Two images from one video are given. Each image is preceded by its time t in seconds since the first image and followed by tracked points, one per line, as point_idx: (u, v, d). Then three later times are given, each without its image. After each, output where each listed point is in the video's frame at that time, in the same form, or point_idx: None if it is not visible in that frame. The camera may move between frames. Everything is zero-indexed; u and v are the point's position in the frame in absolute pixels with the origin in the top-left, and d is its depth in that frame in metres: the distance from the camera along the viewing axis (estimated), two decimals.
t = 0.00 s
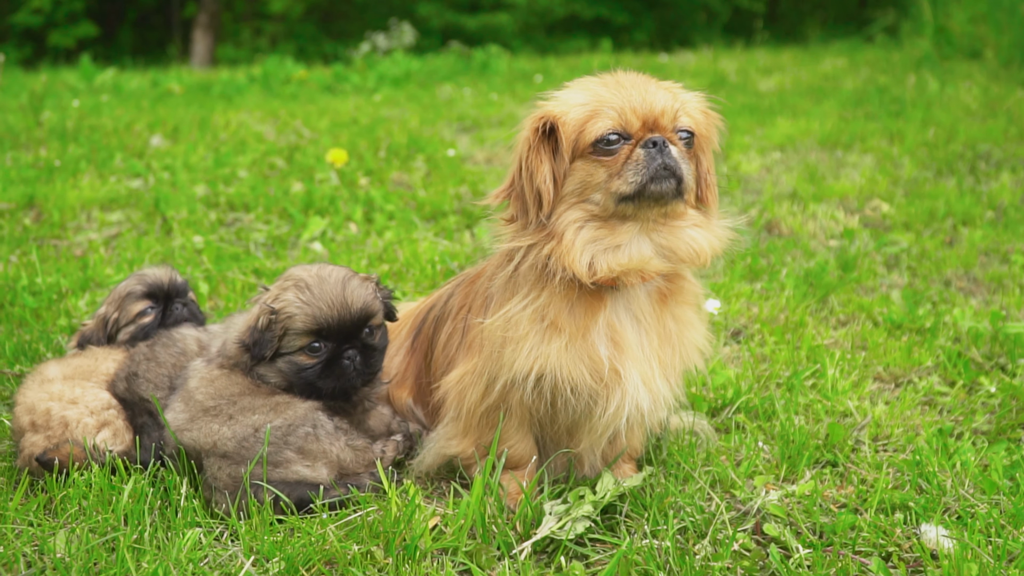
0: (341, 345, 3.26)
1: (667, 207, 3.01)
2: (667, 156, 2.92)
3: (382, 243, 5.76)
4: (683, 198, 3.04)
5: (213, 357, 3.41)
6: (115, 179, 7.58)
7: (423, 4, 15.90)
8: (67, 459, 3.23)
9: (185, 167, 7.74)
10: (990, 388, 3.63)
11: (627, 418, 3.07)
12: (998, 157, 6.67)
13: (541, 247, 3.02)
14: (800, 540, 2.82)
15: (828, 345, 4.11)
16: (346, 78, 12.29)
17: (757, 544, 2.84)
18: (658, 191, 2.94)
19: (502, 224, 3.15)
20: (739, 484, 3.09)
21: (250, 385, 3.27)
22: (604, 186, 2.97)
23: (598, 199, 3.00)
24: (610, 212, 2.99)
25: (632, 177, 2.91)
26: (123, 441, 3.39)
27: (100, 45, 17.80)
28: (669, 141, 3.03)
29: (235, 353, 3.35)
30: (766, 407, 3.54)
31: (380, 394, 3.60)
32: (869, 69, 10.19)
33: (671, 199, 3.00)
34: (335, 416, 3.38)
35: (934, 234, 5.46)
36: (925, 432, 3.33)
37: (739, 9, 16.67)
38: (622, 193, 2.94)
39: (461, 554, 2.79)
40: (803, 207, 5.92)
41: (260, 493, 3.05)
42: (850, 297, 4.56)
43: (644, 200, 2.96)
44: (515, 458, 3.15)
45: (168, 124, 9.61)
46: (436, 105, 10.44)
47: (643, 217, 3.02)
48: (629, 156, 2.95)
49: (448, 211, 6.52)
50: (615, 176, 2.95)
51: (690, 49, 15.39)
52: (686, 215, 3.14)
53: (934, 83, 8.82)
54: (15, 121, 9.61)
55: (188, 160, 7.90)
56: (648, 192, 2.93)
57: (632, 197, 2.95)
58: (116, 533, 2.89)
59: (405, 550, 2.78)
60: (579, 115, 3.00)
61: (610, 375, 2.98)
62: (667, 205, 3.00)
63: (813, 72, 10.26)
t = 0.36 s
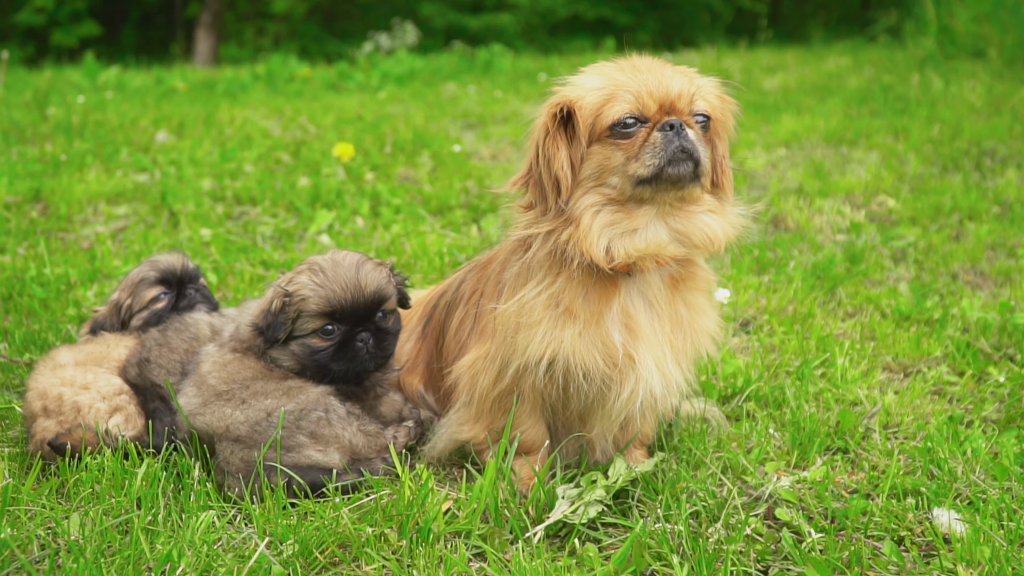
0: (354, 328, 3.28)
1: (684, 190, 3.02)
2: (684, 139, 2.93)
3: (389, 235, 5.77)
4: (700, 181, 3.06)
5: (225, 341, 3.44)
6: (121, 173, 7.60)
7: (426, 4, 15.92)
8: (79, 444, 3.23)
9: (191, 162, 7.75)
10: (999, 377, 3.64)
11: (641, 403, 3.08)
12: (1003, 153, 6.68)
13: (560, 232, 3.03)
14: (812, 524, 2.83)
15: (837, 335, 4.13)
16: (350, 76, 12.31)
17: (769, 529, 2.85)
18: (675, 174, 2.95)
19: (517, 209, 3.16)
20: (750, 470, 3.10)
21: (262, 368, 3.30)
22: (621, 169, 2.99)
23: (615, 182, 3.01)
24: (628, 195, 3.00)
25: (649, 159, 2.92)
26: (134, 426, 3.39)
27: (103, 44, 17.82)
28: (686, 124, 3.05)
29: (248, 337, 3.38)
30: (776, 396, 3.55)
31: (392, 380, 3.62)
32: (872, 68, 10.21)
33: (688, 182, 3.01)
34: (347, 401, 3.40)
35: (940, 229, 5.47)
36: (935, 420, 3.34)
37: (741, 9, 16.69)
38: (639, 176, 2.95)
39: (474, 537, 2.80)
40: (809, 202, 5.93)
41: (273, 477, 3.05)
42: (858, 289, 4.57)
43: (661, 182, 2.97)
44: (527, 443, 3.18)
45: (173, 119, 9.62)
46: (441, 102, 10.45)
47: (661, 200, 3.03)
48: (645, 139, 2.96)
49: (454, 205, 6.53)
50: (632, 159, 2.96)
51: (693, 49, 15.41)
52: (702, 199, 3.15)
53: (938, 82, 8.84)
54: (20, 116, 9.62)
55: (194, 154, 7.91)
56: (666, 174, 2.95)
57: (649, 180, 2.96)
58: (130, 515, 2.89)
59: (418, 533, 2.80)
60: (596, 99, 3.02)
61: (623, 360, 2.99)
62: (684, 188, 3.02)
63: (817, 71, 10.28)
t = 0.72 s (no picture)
0: (365, 317, 3.31)
1: (699, 176, 3.05)
2: (699, 125, 2.96)
3: (395, 231, 5.80)
4: (714, 168, 3.08)
5: (236, 332, 3.46)
6: (126, 170, 7.61)
7: (429, 4, 15.95)
8: (90, 433, 3.23)
9: (196, 160, 7.77)
10: (1004, 369, 3.66)
11: (651, 392, 3.11)
12: (1006, 150, 6.70)
13: (575, 222, 3.04)
14: (820, 512, 2.85)
15: (843, 328, 4.15)
16: (353, 76, 12.33)
17: (777, 517, 2.87)
18: (691, 160, 2.98)
19: (529, 200, 3.18)
20: (758, 460, 3.12)
21: (273, 358, 3.32)
22: (636, 156, 3.01)
23: (630, 170, 3.03)
24: (643, 182, 3.02)
25: (664, 146, 2.94)
26: (145, 416, 3.40)
27: (105, 46, 17.85)
28: (699, 110, 3.07)
29: (260, 327, 3.41)
30: (783, 387, 3.58)
31: (401, 371, 3.64)
32: (875, 67, 10.23)
33: (703, 168, 3.03)
34: (357, 392, 3.42)
35: (944, 225, 5.48)
36: (942, 410, 3.36)
37: (743, 10, 16.72)
38: (654, 163, 2.98)
39: (485, 525, 2.81)
40: (813, 199, 5.95)
41: (284, 465, 3.06)
42: (863, 284, 4.59)
43: (677, 168, 2.99)
44: (537, 432, 3.21)
45: (177, 118, 9.64)
46: (444, 101, 10.48)
47: (674, 187, 3.05)
48: (660, 126, 2.98)
49: (459, 202, 6.55)
50: (647, 146, 2.98)
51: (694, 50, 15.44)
52: (713, 187, 3.17)
53: (941, 81, 8.86)
54: (24, 115, 9.63)
55: (199, 152, 7.92)
56: (681, 160, 2.97)
57: (665, 166, 2.98)
58: (142, 503, 2.90)
59: (429, 520, 2.81)
60: (609, 87, 3.04)
61: (634, 350, 3.01)
62: (699, 175, 3.04)
63: (819, 70, 10.30)
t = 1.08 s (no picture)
0: (370, 311, 3.31)
1: (709, 166, 3.06)
2: (710, 114, 2.97)
3: (397, 228, 5.81)
4: (724, 158, 3.09)
5: (240, 326, 3.48)
6: (129, 169, 7.62)
7: (431, 5, 15.97)
8: (94, 427, 3.23)
9: (198, 158, 7.77)
10: (1007, 364, 3.67)
11: (656, 385, 3.12)
12: (1008, 149, 6.71)
13: (585, 214, 3.04)
14: (823, 505, 2.85)
15: (845, 324, 4.16)
16: (354, 76, 12.34)
17: (781, 509, 2.87)
18: (703, 148, 2.99)
19: (537, 194, 3.18)
20: (761, 453, 3.13)
21: (277, 352, 3.33)
22: (647, 147, 3.01)
23: (642, 161, 3.03)
24: (654, 173, 3.02)
25: (677, 135, 2.95)
26: (150, 410, 3.39)
27: (107, 47, 17.86)
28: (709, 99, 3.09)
29: (264, 320, 3.42)
30: (785, 381, 3.59)
31: (404, 366, 3.65)
32: (877, 67, 10.24)
33: (714, 157, 3.04)
34: (360, 385, 3.43)
35: (946, 223, 5.49)
36: (945, 405, 3.37)
37: (745, 12, 16.74)
38: (667, 152, 2.98)
39: (489, 517, 2.82)
40: (815, 197, 5.95)
41: (288, 458, 3.07)
42: (865, 280, 4.60)
43: (689, 158, 3.00)
44: (540, 426, 3.23)
45: (179, 117, 9.65)
46: (446, 101, 10.49)
47: (684, 177, 3.06)
48: (672, 116, 2.99)
49: (461, 200, 6.56)
50: (659, 137, 2.98)
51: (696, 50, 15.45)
52: (721, 178, 3.19)
53: (942, 81, 8.87)
54: (26, 114, 9.64)
55: (201, 151, 7.93)
56: (694, 149, 2.98)
57: (677, 156, 2.99)
58: (147, 495, 2.91)
59: (433, 513, 2.82)
60: (620, 79, 3.05)
61: (638, 344, 3.03)
62: (709, 164, 3.05)
63: (821, 70, 10.30)
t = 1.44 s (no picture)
0: (372, 313, 3.31)
1: (715, 174, 3.07)
2: (718, 123, 2.99)
3: (398, 230, 5.81)
4: (730, 167, 3.10)
5: (241, 328, 3.48)
6: (130, 171, 7.62)
7: (432, 7, 15.98)
8: (96, 428, 3.24)
9: (199, 160, 7.77)
10: (1008, 365, 3.68)
11: (656, 389, 3.13)
12: (1009, 151, 6.71)
13: (589, 217, 3.04)
14: (825, 506, 2.85)
15: (847, 326, 4.16)
16: (356, 78, 12.34)
17: (782, 510, 2.87)
18: (710, 158, 3.00)
19: (542, 195, 3.18)
20: (763, 454, 3.13)
21: (278, 353, 3.33)
22: (655, 154, 3.02)
23: (648, 168, 3.03)
24: (661, 180, 3.03)
25: (685, 144, 2.96)
26: (151, 411, 3.41)
27: (108, 49, 17.87)
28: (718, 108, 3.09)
29: (265, 322, 3.42)
30: (787, 382, 3.59)
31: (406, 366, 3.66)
32: (878, 69, 10.25)
33: (721, 166, 3.05)
34: (361, 387, 3.43)
35: (947, 224, 5.49)
36: (946, 406, 3.37)
37: (746, 13, 16.76)
38: (674, 161, 3.00)
39: (491, 518, 2.82)
40: (816, 199, 5.95)
41: (290, 459, 3.07)
42: (866, 282, 4.60)
43: (696, 166, 3.02)
44: (542, 427, 3.23)
45: (181, 118, 9.66)
46: (447, 103, 10.49)
47: (690, 185, 3.07)
48: (680, 124, 3.00)
49: (462, 202, 6.56)
50: (667, 144, 3.00)
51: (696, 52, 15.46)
52: (726, 185, 3.20)
53: (943, 82, 8.87)
54: (27, 116, 9.64)
55: (203, 152, 7.94)
56: (702, 158, 2.99)
57: (684, 164, 3.01)
58: (149, 495, 2.90)
59: (435, 513, 2.82)
60: (630, 84, 3.05)
61: (640, 348, 3.03)
62: (716, 173, 3.06)
63: (822, 72, 10.31)
